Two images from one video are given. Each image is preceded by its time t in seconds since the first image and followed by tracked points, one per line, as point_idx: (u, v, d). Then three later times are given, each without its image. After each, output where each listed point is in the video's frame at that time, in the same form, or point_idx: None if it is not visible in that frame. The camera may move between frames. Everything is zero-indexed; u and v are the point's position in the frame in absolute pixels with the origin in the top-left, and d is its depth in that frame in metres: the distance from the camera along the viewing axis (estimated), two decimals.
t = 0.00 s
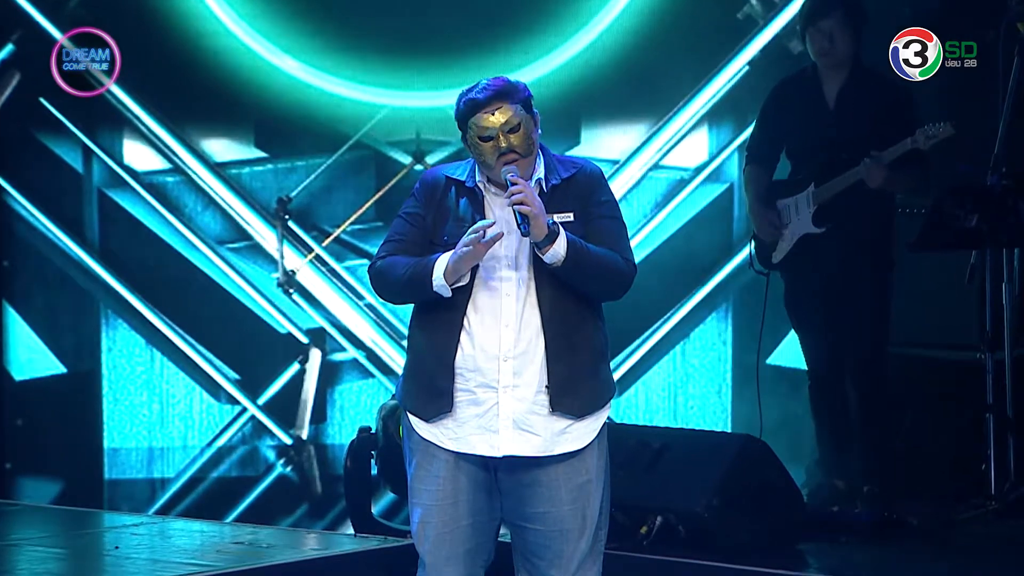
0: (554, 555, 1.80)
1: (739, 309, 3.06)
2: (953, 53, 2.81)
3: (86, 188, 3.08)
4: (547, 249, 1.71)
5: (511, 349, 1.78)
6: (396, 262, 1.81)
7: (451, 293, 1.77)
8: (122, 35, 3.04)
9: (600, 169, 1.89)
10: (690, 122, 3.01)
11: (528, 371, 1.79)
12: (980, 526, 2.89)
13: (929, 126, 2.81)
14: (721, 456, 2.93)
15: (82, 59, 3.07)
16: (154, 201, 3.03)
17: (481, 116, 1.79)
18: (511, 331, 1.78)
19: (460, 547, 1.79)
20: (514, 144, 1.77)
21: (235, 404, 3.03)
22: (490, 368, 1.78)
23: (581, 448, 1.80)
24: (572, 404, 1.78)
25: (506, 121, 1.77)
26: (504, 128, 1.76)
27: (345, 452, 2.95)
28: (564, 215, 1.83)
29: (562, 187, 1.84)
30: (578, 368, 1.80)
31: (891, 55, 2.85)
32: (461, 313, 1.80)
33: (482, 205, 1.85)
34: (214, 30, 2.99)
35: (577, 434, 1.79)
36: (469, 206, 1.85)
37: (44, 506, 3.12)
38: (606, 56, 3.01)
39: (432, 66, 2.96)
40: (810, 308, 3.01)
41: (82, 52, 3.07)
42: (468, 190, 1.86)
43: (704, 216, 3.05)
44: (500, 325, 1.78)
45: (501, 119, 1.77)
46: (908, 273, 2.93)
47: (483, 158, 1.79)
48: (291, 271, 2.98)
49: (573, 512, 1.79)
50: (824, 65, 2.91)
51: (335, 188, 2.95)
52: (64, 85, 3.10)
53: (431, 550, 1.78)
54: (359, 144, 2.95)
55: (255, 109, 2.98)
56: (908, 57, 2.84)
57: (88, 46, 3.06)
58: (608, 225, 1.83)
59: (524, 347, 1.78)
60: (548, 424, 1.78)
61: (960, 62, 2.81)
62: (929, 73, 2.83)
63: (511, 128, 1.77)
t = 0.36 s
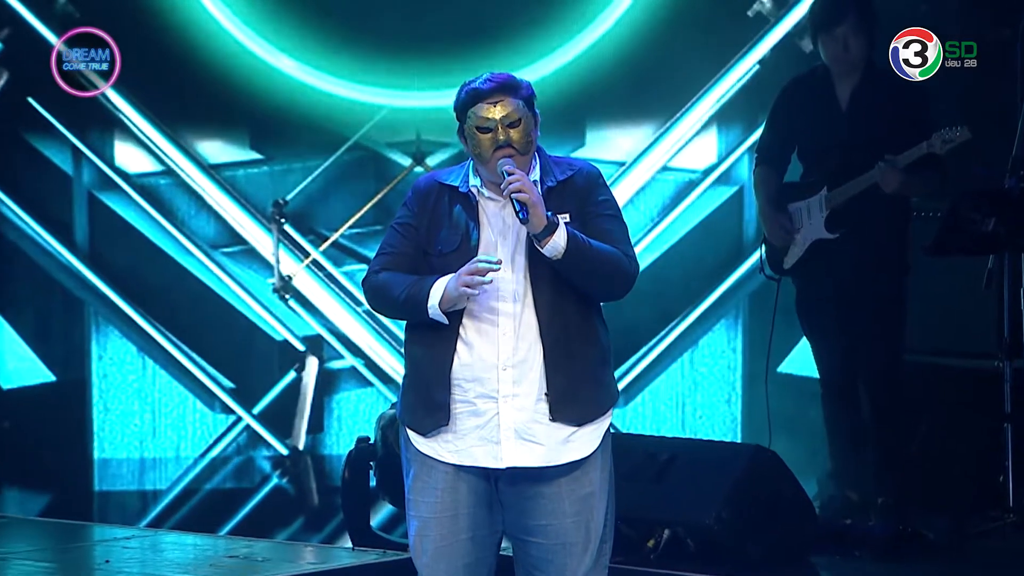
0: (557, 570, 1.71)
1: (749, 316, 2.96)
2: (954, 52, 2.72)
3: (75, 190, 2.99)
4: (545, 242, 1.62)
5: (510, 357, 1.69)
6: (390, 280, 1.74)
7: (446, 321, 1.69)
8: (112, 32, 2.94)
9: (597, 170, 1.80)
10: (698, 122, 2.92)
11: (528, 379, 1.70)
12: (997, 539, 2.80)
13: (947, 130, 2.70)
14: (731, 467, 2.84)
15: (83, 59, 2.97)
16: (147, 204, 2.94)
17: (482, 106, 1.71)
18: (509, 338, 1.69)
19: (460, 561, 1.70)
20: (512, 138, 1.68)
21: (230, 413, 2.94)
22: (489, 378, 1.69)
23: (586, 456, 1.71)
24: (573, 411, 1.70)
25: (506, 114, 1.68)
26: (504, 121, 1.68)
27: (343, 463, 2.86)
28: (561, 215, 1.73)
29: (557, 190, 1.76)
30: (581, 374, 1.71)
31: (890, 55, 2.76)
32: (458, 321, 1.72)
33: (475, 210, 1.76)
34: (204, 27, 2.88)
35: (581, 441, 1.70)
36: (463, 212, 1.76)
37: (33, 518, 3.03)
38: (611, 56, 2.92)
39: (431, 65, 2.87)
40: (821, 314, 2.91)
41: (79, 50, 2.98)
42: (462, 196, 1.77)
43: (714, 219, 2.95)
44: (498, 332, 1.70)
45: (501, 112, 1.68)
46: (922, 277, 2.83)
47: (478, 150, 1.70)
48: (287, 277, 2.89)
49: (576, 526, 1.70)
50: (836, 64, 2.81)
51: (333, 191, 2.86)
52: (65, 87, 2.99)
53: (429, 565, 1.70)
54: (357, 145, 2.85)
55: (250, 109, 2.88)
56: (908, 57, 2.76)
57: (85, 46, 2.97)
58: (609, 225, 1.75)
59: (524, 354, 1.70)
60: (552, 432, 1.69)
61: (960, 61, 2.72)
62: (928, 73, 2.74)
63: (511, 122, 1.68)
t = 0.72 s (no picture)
0: None
1: (760, 325, 2.86)
2: (955, 52, 2.64)
3: (64, 193, 2.85)
4: (546, 243, 1.56)
5: (509, 367, 1.64)
6: (387, 291, 1.70)
7: (444, 338, 1.65)
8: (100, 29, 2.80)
9: (600, 175, 1.75)
10: (707, 124, 2.80)
11: (528, 391, 1.65)
12: (1013, 553, 2.76)
13: (963, 134, 2.64)
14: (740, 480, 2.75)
15: (83, 59, 2.81)
16: (137, 207, 2.81)
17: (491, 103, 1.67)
18: (507, 349, 1.65)
19: None
20: (520, 138, 1.64)
21: (224, 424, 2.84)
22: (487, 390, 1.65)
23: (587, 469, 1.66)
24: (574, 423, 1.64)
25: (516, 114, 1.64)
26: (513, 119, 1.64)
27: (341, 475, 2.79)
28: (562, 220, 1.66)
29: (560, 196, 1.69)
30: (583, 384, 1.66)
31: (890, 55, 2.69)
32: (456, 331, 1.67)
33: (475, 217, 1.70)
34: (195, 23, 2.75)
35: (582, 455, 1.66)
36: (462, 219, 1.71)
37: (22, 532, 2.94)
38: (619, 53, 2.79)
39: (432, 65, 2.75)
40: (832, 321, 2.82)
41: (78, 49, 2.82)
42: (460, 203, 1.72)
43: (724, 224, 2.84)
44: (497, 343, 1.65)
45: (510, 110, 1.64)
46: (936, 284, 2.75)
47: (483, 148, 1.65)
48: (283, 283, 2.79)
49: (580, 539, 1.65)
50: (850, 64, 2.71)
51: (331, 195, 2.76)
52: (62, 86, 2.84)
53: None
54: (355, 148, 2.75)
55: (243, 110, 2.75)
56: (909, 56, 2.68)
57: (86, 45, 2.81)
58: (614, 231, 1.68)
59: (524, 364, 1.65)
60: (552, 446, 1.64)
61: (961, 61, 2.65)
62: (929, 73, 2.67)
63: (520, 121, 1.64)
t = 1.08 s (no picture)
0: None
1: (770, 333, 2.77)
2: (954, 52, 2.57)
3: (51, 197, 2.76)
4: (556, 246, 1.60)
5: (509, 382, 1.72)
6: (387, 293, 1.77)
7: (442, 349, 1.73)
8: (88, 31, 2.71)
9: (611, 184, 1.82)
10: (717, 125, 2.70)
11: (528, 405, 1.72)
12: None
13: (980, 135, 2.56)
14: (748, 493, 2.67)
15: (88, 58, 2.71)
16: (127, 211, 2.72)
17: (511, 101, 1.73)
18: (508, 361, 1.72)
19: None
20: (537, 139, 1.71)
21: (216, 435, 2.75)
22: (487, 402, 1.72)
23: (587, 487, 1.74)
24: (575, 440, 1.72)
25: (534, 114, 1.71)
26: (532, 120, 1.70)
27: (337, 488, 2.70)
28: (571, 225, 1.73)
29: (570, 203, 1.77)
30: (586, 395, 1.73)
31: (889, 55, 2.61)
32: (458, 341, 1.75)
33: (480, 222, 1.78)
34: (187, 22, 2.66)
35: (582, 472, 1.74)
36: (466, 225, 1.78)
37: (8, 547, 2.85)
38: (624, 51, 2.68)
39: (432, 65, 2.66)
40: (845, 329, 2.73)
41: (79, 48, 2.72)
42: (465, 209, 1.80)
43: (733, 228, 2.74)
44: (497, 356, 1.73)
45: (529, 109, 1.71)
46: (951, 291, 2.66)
47: (500, 145, 1.71)
48: (278, 290, 2.70)
49: (582, 553, 1.73)
50: (863, 64, 2.63)
51: (327, 199, 2.67)
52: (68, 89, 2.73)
53: None
54: (351, 151, 2.67)
55: (235, 111, 2.66)
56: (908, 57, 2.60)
57: (87, 45, 2.71)
58: (621, 239, 1.74)
59: (523, 380, 1.72)
60: (551, 461, 1.72)
61: (960, 62, 2.57)
62: (928, 74, 2.59)
63: (539, 122, 1.71)
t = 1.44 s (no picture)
0: None
1: (779, 340, 2.67)
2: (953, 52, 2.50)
3: (36, 200, 2.66)
4: (568, 250, 1.61)
5: (511, 392, 1.72)
6: (387, 294, 1.76)
7: (442, 356, 1.73)
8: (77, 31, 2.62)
9: (623, 192, 1.84)
10: (724, 126, 2.61)
11: (529, 417, 1.72)
12: None
13: (996, 136, 2.48)
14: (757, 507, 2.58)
15: (87, 58, 2.61)
16: (114, 215, 2.62)
17: (524, 99, 1.75)
18: (510, 371, 1.72)
19: None
20: (547, 140, 1.73)
21: (206, 446, 2.66)
22: (488, 413, 1.72)
23: (588, 503, 1.75)
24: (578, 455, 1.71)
25: (547, 115, 1.74)
26: (544, 120, 1.73)
27: (331, 501, 2.62)
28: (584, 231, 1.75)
29: (582, 208, 1.80)
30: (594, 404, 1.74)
31: (890, 55, 2.53)
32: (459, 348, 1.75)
33: (487, 225, 1.80)
34: (176, 20, 2.58)
35: (583, 489, 1.74)
36: (470, 230, 1.80)
37: None
38: (626, 49, 2.59)
39: (429, 64, 2.57)
40: (855, 336, 2.65)
41: (78, 47, 2.62)
42: (472, 212, 1.81)
43: (740, 232, 2.65)
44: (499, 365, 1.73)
45: (542, 110, 1.74)
46: (964, 299, 2.58)
47: (509, 141, 1.74)
48: (270, 296, 2.61)
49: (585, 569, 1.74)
50: (874, 61, 2.54)
51: (321, 202, 2.59)
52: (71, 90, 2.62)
53: None
54: (345, 152, 2.58)
55: (225, 111, 2.57)
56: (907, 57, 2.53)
57: (87, 45, 2.61)
58: (632, 247, 1.76)
59: (525, 391, 1.72)
60: (551, 476, 1.72)
61: (959, 62, 2.50)
62: (928, 74, 2.52)
63: (551, 124, 1.74)
